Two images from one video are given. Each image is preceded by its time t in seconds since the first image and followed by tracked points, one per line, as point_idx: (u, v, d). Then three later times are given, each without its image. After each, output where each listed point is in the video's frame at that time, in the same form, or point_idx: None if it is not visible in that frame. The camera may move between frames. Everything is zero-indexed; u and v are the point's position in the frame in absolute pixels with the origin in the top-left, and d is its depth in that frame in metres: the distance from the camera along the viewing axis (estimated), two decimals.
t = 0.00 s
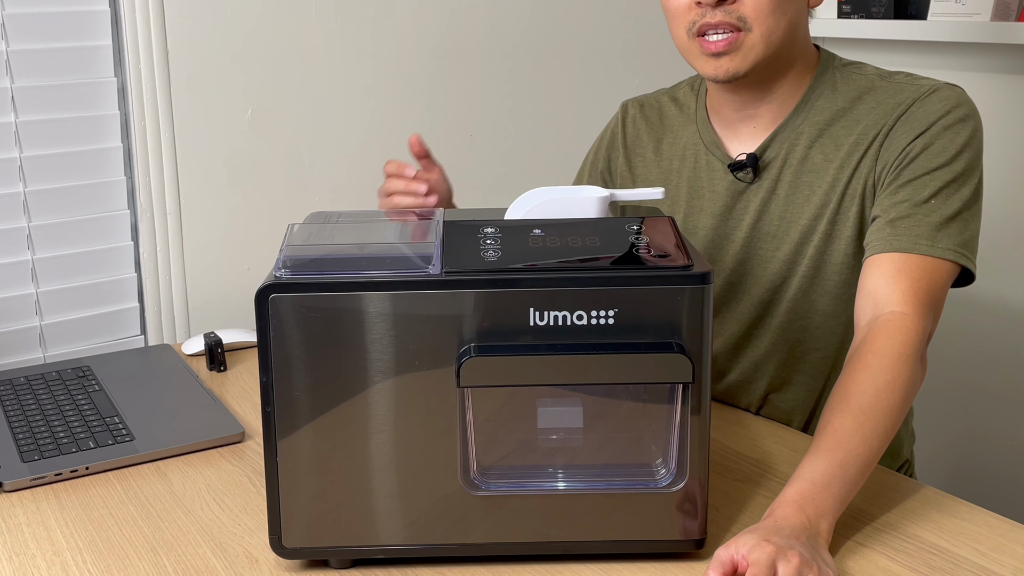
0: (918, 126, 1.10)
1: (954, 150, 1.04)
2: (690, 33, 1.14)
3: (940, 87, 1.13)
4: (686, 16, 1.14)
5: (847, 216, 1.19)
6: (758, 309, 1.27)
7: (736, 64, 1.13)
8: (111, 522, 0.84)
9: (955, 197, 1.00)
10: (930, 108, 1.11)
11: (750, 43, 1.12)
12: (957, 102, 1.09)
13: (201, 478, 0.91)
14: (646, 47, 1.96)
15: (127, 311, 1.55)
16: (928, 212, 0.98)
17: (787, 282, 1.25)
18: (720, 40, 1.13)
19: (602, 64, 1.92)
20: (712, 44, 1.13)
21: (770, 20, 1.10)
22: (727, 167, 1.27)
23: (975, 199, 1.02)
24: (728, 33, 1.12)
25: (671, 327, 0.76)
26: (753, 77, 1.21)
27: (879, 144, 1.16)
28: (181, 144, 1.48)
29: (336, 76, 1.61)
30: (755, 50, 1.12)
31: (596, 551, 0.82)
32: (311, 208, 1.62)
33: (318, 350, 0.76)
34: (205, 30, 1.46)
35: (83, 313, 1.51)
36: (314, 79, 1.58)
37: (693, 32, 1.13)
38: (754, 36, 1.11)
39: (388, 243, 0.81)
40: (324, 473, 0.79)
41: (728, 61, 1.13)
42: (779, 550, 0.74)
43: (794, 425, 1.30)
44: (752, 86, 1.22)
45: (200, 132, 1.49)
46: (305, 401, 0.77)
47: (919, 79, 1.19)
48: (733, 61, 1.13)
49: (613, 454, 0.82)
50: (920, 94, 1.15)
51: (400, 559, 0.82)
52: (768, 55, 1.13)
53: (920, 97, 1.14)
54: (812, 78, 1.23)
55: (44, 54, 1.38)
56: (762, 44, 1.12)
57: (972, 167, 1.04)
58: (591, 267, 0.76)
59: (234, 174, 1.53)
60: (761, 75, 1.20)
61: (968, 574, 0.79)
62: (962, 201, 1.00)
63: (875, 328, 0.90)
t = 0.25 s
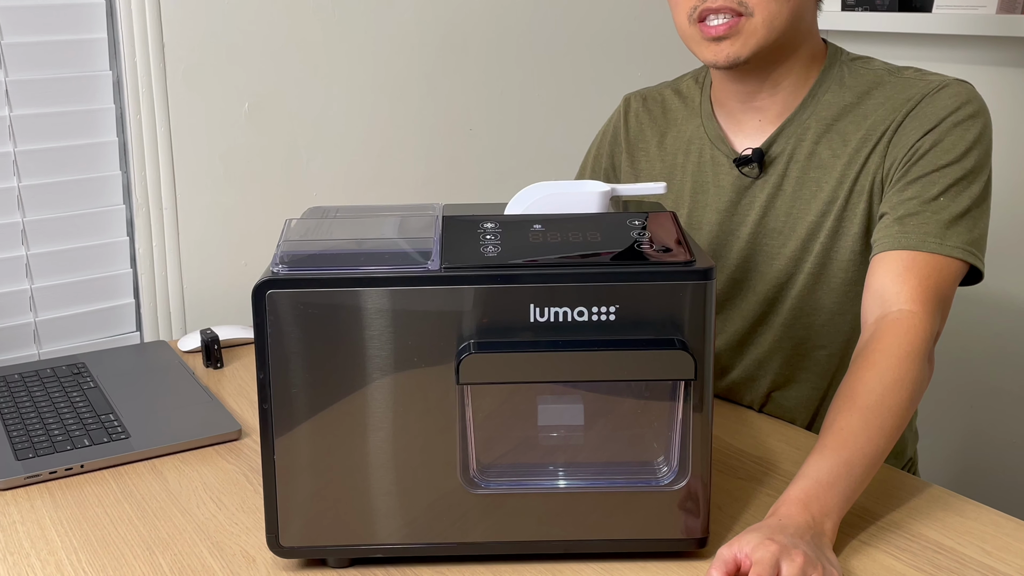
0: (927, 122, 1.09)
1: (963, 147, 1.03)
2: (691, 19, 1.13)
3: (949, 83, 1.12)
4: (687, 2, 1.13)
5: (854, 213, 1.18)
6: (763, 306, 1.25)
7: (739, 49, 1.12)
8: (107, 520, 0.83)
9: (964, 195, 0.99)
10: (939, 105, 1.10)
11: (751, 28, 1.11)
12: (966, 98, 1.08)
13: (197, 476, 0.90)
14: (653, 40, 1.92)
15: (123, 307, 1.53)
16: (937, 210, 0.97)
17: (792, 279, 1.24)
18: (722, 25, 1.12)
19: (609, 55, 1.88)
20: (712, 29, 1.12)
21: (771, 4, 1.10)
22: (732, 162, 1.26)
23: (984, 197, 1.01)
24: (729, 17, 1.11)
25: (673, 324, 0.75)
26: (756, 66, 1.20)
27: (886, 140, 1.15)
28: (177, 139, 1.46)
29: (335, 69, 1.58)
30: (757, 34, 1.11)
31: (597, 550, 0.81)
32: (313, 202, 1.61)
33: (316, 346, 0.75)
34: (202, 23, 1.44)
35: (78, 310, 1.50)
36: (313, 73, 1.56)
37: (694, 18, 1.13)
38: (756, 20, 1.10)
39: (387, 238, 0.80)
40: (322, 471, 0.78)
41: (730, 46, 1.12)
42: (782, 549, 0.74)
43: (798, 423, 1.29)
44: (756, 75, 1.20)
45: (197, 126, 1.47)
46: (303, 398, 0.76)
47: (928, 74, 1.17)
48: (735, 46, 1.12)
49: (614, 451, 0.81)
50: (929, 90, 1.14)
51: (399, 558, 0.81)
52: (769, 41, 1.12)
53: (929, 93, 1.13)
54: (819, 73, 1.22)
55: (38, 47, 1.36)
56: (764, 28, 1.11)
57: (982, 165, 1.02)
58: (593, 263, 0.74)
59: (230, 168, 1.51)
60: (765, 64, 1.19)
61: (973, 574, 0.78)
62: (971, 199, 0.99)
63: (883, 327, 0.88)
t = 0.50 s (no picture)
0: (926, 114, 1.08)
1: (963, 139, 1.01)
2: (682, 15, 1.12)
3: (949, 74, 1.11)
4: None
5: (853, 206, 1.17)
6: (763, 301, 1.24)
7: (729, 48, 1.11)
8: (102, 519, 0.82)
9: (964, 187, 0.98)
10: (938, 96, 1.09)
11: (740, 25, 1.09)
12: (965, 89, 1.07)
13: (193, 474, 0.89)
14: (654, 33, 1.91)
15: (118, 303, 1.52)
16: (937, 203, 0.96)
17: (792, 273, 1.23)
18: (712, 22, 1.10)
19: (610, 48, 1.86)
20: (706, 23, 1.10)
21: (762, 1, 1.08)
22: (730, 156, 1.25)
23: (985, 189, 1.00)
24: (720, 15, 1.09)
25: (675, 320, 0.74)
26: (752, 60, 1.18)
27: (886, 132, 1.13)
28: (173, 133, 1.44)
29: (334, 62, 1.57)
30: (747, 32, 1.10)
31: (598, 550, 0.80)
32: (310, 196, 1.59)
33: (313, 343, 0.74)
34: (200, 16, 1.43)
35: (73, 305, 1.49)
36: (311, 66, 1.55)
37: (685, 15, 1.11)
38: (746, 19, 1.09)
39: (385, 233, 0.79)
40: (319, 469, 0.77)
41: (721, 44, 1.11)
42: (785, 548, 0.73)
43: (801, 420, 1.27)
44: (753, 69, 1.19)
45: (193, 120, 1.45)
46: (300, 395, 0.75)
47: (927, 65, 1.16)
48: (725, 44, 1.11)
49: (615, 449, 0.80)
50: (928, 82, 1.12)
51: (397, 557, 0.80)
52: (760, 38, 1.11)
53: (928, 84, 1.12)
54: (817, 65, 1.21)
55: (31, 40, 1.35)
56: (754, 26, 1.09)
57: (982, 156, 1.01)
58: (593, 258, 0.73)
59: (227, 162, 1.50)
60: (759, 59, 1.18)
61: (979, 573, 0.77)
62: (972, 191, 0.97)
63: (885, 322, 0.87)
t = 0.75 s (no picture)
0: (927, 107, 1.07)
1: (964, 132, 1.00)
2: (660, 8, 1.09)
3: (949, 67, 1.10)
4: None
5: (854, 201, 1.15)
6: (764, 297, 1.23)
7: (702, 51, 1.09)
8: (97, 518, 0.81)
9: (966, 180, 0.97)
10: (938, 89, 1.08)
11: (715, 29, 1.08)
12: (966, 82, 1.06)
13: (189, 472, 0.88)
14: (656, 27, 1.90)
15: (114, 299, 1.51)
16: (939, 196, 0.95)
17: (793, 269, 1.22)
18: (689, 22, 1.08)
19: (611, 42, 1.85)
20: (682, 26, 1.08)
21: (739, 8, 1.06)
22: (728, 151, 1.24)
23: (987, 182, 0.99)
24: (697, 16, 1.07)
25: (677, 316, 0.73)
26: (744, 57, 1.17)
27: (886, 126, 1.12)
28: (168, 127, 1.43)
29: (332, 56, 1.56)
30: (720, 38, 1.08)
31: (600, 548, 0.79)
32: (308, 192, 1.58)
33: (310, 339, 0.73)
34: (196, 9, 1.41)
35: (68, 301, 1.47)
36: (309, 60, 1.53)
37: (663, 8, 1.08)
38: (722, 24, 1.07)
39: (383, 228, 0.78)
40: (317, 467, 0.76)
41: (695, 46, 1.09)
42: (788, 547, 0.72)
43: (803, 417, 1.26)
44: (746, 66, 1.18)
45: (189, 114, 1.44)
46: (297, 392, 0.74)
47: (927, 58, 1.15)
48: (699, 46, 1.09)
49: (616, 447, 0.79)
50: (928, 74, 1.11)
51: (395, 556, 0.79)
52: (733, 45, 1.09)
53: (929, 77, 1.11)
54: (815, 58, 1.19)
55: (25, 33, 1.33)
56: (728, 32, 1.08)
57: (983, 149, 1.00)
58: (594, 254, 0.72)
59: (223, 157, 1.49)
60: (747, 56, 1.16)
61: (984, 572, 0.76)
62: (974, 184, 0.96)
63: (886, 318, 0.86)
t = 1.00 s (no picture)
0: (932, 101, 1.06)
1: (970, 126, 0.99)
2: None
3: (954, 60, 1.08)
4: None
5: (858, 196, 1.14)
6: (767, 294, 1.22)
7: (704, 41, 1.08)
8: (92, 516, 0.80)
9: (972, 175, 0.96)
10: (943, 83, 1.06)
11: (718, 19, 1.06)
12: (971, 75, 1.05)
13: (185, 470, 0.87)
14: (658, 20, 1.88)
15: (109, 295, 1.50)
16: (944, 191, 0.94)
17: (796, 265, 1.21)
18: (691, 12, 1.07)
19: (612, 35, 1.84)
20: (685, 16, 1.07)
21: None
22: (731, 145, 1.23)
23: (993, 177, 0.98)
24: (699, 6, 1.06)
25: (680, 312, 0.72)
26: (747, 51, 1.16)
27: (890, 120, 1.11)
28: (164, 121, 1.42)
29: (330, 49, 1.54)
30: (723, 27, 1.07)
31: (601, 548, 0.78)
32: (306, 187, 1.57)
33: (308, 335, 0.72)
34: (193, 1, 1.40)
35: (62, 297, 1.46)
36: (307, 54, 1.52)
37: None
38: (725, 14, 1.06)
39: (381, 223, 0.77)
40: (314, 465, 0.75)
41: (698, 36, 1.08)
42: (792, 546, 0.71)
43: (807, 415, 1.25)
44: (748, 60, 1.17)
45: (185, 108, 1.43)
46: (295, 390, 0.73)
47: (932, 51, 1.13)
48: (701, 36, 1.08)
49: (618, 444, 0.77)
50: (933, 68, 1.10)
51: (394, 556, 0.78)
52: (736, 35, 1.08)
53: (934, 71, 1.09)
54: (819, 52, 1.18)
55: (19, 25, 1.32)
56: (732, 22, 1.07)
57: (989, 143, 0.99)
58: (595, 249, 0.71)
59: (220, 151, 1.47)
60: (751, 49, 1.15)
61: (991, 571, 0.75)
62: (980, 179, 0.95)
63: (890, 315, 0.85)
